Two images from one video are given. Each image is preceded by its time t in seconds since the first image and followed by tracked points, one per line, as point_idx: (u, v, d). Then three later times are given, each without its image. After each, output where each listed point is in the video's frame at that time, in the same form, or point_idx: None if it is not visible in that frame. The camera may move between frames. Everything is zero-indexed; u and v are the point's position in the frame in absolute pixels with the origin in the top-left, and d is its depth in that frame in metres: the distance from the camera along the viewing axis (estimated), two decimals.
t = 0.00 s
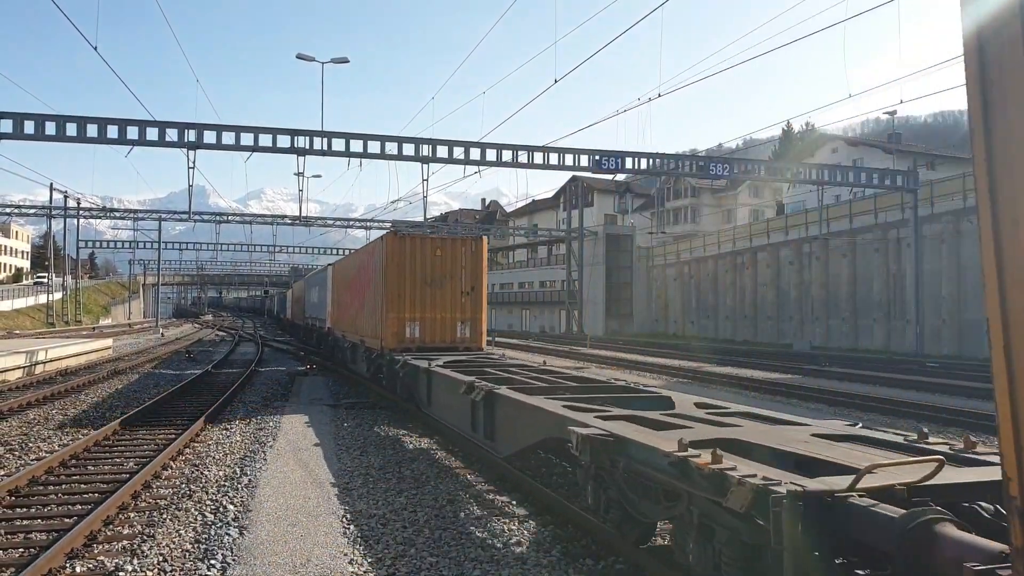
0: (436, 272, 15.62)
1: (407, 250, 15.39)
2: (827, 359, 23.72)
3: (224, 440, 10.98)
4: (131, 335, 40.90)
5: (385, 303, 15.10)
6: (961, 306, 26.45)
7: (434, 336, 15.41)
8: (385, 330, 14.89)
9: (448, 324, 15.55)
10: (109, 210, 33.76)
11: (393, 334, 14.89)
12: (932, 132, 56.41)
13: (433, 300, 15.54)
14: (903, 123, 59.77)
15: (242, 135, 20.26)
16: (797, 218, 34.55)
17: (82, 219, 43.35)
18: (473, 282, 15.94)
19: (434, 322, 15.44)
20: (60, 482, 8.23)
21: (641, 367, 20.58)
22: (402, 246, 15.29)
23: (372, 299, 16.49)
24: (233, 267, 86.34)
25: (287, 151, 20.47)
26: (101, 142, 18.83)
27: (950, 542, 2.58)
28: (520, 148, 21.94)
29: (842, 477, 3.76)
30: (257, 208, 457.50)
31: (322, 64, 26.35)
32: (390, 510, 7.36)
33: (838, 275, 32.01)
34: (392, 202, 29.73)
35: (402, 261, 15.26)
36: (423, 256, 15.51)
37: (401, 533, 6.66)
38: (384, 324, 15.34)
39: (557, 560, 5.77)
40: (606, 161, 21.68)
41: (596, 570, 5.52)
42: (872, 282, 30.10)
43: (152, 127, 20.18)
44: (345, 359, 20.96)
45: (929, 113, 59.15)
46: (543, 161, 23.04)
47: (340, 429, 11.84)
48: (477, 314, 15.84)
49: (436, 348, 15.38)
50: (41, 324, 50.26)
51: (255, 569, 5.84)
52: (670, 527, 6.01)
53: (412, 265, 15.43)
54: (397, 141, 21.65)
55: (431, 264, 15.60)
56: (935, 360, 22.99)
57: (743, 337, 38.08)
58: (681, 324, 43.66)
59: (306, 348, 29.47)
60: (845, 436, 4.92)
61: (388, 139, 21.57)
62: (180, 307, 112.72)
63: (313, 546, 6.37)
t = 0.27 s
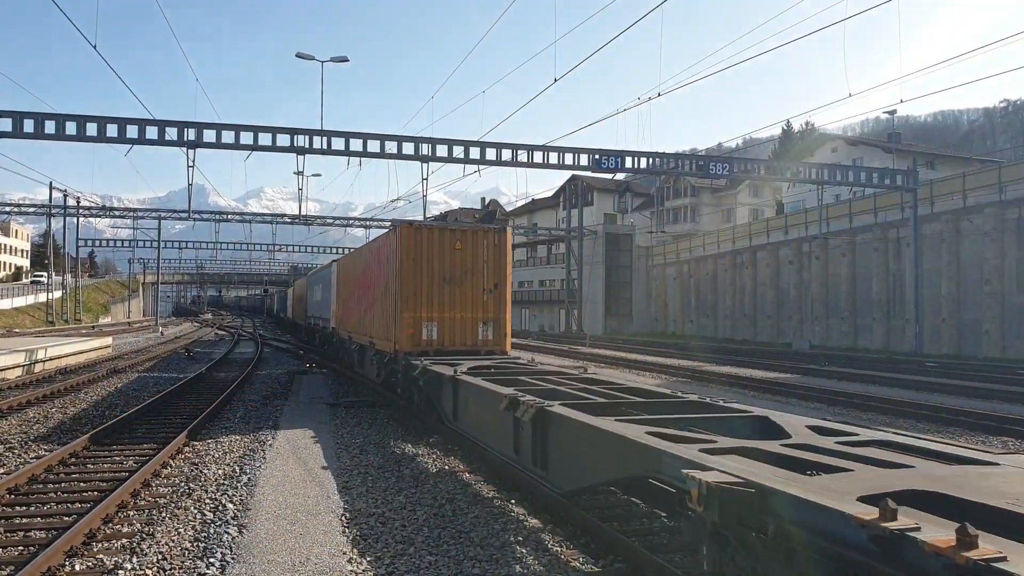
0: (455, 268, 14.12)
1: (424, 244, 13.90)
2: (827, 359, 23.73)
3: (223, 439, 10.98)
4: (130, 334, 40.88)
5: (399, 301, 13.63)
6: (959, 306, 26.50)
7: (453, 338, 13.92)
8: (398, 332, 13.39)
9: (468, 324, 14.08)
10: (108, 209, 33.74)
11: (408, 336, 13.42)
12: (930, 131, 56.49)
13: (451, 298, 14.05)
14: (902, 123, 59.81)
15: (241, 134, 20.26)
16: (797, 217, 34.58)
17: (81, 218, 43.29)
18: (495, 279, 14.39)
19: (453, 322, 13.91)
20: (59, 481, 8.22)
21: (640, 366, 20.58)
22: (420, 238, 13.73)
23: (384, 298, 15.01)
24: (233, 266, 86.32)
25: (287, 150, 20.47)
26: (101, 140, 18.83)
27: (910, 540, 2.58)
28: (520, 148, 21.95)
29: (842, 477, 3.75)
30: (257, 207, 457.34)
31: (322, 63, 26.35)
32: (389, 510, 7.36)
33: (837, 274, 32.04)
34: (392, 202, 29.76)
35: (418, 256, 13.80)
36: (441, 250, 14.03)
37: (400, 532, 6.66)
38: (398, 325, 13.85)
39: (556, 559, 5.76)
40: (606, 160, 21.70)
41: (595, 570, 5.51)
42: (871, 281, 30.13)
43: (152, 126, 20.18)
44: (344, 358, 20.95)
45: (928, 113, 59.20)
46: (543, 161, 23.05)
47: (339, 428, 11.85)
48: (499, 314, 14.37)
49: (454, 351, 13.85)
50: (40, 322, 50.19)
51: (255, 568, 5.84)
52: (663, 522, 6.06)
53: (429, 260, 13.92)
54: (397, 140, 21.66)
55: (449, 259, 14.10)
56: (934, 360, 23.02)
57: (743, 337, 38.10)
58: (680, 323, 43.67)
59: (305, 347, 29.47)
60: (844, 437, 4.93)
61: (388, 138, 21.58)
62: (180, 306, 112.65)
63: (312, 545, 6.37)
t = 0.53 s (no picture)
0: (479, 262, 12.05)
1: (444, 234, 11.84)
2: (826, 358, 23.71)
3: (222, 439, 10.97)
4: (129, 334, 40.82)
5: (416, 300, 11.58)
6: (959, 305, 26.50)
7: (477, 343, 11.90)
8: (415, 335, 11.43)
9: (494, 326, 12.08)
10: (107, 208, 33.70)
11: (426, 339, 11.44)
12: (930, 131, 56.49)
13: (475, 297, 11.97)
14: (902, 122, 59.82)
15: (241, 133, 20.24)
16: (796, 217, 34.56)
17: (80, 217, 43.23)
18: (526, 274, 12.38)
19: (478, 324, 11.94)
20: (59, 481, 8.22)
21: (639, 366, 20.58)
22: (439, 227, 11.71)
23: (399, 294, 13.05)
24: (232, 266, 86.30)
25: (286, 150, 20.46)
26: (100, 140, 18.80)
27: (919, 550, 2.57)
28: (519, 147, 21.94)
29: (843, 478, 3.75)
30: (256, 206, 457.10)
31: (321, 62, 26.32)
32: (389, 509, 7.35)
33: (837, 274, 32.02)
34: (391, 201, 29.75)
35: (437, 248, 11.70)
36: (464, 241, 11.96)
37: (400, 532, 6.65)
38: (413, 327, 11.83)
39: (557, 559, 5.76)
40: (605, 160, 21.69)
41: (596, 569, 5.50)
42: (871, 281, 30.12)
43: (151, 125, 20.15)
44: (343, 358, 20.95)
45: (927, 112, 59.22)
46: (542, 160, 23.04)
47: (339, 428, 11.84)
48: (529, 314, 12.37)
49: (479, 358, 11.91)
50: (38, 322, 50.09)
51: (254, 569, 5.83)
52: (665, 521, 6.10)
53: (449, 253, 11.83)
54: (396, 140, 21.64)
55: (473, 252, 12.01)
56: (933, 359, 23.00)
57: (742, 336, 38.09)
58: (680, 323, 43.65)
59: (305, 347, 29.47)
60: (845, 437, 4.93)
61: (388, 138, 21.56)
62: (179, 306, 112.59)
63: (312, 545, 6.35)
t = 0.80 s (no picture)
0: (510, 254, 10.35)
1: (470, 223, 10.09)
2: (826, 358, 23.72)
3: (221, 439, 10.95)
4: (129, 334, 40.77)
5: (438, 299, 9.92)
6: (959, 305, 26.51)
7: (508, 349, 10.28)
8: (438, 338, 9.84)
9: (527, 328, 10.45)
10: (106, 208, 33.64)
11: (450, 344, 9.84)
12: (929, 130, 56.51)
13: (506, 296, 10.30)
14: (901, 121, 59.83)
15: (240, 133, 20.20)
16: (796, 216, 34.56)
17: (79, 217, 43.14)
18: (562, 268, 10.72)
19: (509, 327, 10.31)
20: (57, 481, 8.20)
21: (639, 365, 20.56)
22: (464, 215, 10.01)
23: (416, 290, 11.43)
24: (231, 266, 86.22)
25: (285, 150, 20.42)
26: (98, 140, 18.77)
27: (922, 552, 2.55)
28: (519, 147, 21.92)
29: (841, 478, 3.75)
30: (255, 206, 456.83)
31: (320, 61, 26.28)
32: (388, 510, 7.33)
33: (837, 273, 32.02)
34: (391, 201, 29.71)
35: (463, 240, 9.97)
36: (493, 231, 10.22)
37: (399, 533, 6.63)
38: (435, 329, 10.23)
39: (556, 560, 5.74)
40: (605, 159, 21.67)
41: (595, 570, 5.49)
42: (870, 281, 30.12)
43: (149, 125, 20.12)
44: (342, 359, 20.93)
45: (926, 111, 59.25)
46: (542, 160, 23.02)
47: (338, 428, 11.83)
48: (566, 315, 10.75)
49: (509, 365, 10.32)
50: (38, 323, 49.99)
51: (253, 569, 5.81)
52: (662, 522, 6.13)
53: (475, 246, 10.11)
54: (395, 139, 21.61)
55: (503, 244, 10.28)
56: (934, 358, 23.01)
57: (742, 336, 38.10)
58: (680, 322, 43.65)
59: (304, 347, 29.43)
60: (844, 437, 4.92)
61: (387, 137, 21.53)
62: (179, 306, 112.50)
63: (311, 546, 6.33)
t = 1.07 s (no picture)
0: (553, 247, 8.82)
1: (507, 209, 8.58)
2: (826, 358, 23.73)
3: (221, 440, 10.96)
4: (129, 336, 40.76)
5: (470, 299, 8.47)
6: (959, 304, 26.52)
7: (552, 357, 8.76)
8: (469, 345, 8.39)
9: (572, 334, 8.88)
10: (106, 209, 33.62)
11: (483, 351, 8.39)
12: (929, 130, 56.52)
13: (548, 296, 8.78)
14: (901, 121, 59.86)
15: (239, 134, 20.20)
16: (796, 216, 34.55)
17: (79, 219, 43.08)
18: (613, 263, 9.10)
19: (551, 332, 8.78)
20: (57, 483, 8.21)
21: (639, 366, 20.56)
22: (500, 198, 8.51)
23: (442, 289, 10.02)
24: (231, 267, 86.19)
25: (285, 151, 20.42)
26: (98, 141, 18.76)
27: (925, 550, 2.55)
28: (518, 147, 21.92)
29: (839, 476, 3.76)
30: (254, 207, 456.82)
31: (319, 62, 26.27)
32: (389, 511, 7.33)
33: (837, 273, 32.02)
34: (390, 202, 29.70)
35: (499, 230, 8.49)
36: (534, 220, 8.72)
37: (399, 533, 6.63)
38: (466, 333, 8.81)
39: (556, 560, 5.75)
40: (604, 159, 21.68)
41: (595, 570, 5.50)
42: (870, 281, 30.12)
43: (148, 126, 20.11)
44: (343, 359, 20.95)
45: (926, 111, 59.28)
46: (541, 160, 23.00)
47: (338, 429, 11.84)
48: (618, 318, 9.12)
49: (552, 377, 8.80)
50: (37, 325, 49.91)
51: (252, 570, 5.81)
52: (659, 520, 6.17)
53: (513, 237, 8.62)
54: (394, 140, 21.61)
55: (545, 234, 8.78)
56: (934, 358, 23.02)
57: (742, 336, 38.11)
58: (680, 322, 43.67)
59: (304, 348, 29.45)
60: (844, 435, 4.92)
61: (386, 138, 21.53)
62: (179, 308, 112.48)
63: (311, 547, 6.33)
